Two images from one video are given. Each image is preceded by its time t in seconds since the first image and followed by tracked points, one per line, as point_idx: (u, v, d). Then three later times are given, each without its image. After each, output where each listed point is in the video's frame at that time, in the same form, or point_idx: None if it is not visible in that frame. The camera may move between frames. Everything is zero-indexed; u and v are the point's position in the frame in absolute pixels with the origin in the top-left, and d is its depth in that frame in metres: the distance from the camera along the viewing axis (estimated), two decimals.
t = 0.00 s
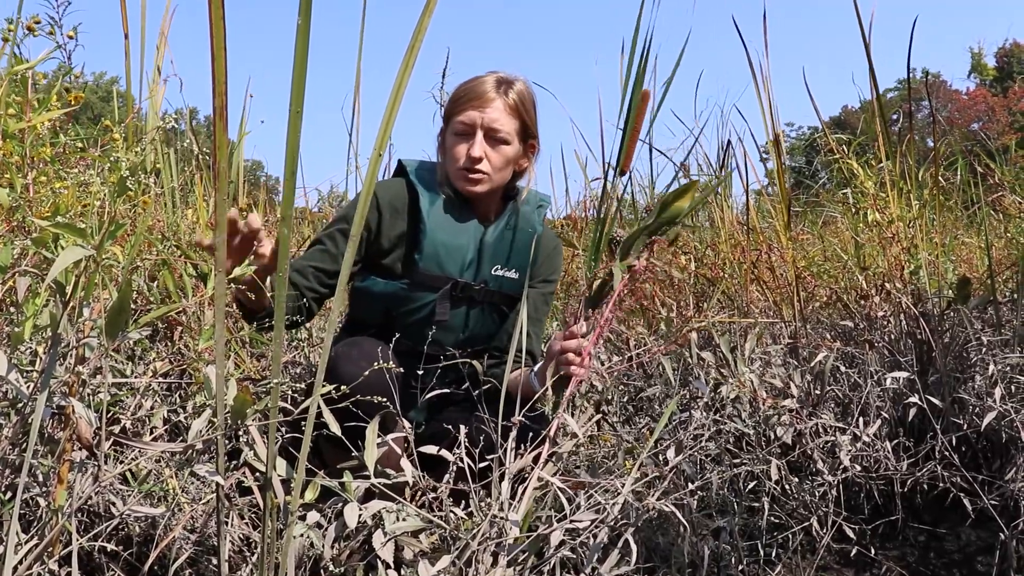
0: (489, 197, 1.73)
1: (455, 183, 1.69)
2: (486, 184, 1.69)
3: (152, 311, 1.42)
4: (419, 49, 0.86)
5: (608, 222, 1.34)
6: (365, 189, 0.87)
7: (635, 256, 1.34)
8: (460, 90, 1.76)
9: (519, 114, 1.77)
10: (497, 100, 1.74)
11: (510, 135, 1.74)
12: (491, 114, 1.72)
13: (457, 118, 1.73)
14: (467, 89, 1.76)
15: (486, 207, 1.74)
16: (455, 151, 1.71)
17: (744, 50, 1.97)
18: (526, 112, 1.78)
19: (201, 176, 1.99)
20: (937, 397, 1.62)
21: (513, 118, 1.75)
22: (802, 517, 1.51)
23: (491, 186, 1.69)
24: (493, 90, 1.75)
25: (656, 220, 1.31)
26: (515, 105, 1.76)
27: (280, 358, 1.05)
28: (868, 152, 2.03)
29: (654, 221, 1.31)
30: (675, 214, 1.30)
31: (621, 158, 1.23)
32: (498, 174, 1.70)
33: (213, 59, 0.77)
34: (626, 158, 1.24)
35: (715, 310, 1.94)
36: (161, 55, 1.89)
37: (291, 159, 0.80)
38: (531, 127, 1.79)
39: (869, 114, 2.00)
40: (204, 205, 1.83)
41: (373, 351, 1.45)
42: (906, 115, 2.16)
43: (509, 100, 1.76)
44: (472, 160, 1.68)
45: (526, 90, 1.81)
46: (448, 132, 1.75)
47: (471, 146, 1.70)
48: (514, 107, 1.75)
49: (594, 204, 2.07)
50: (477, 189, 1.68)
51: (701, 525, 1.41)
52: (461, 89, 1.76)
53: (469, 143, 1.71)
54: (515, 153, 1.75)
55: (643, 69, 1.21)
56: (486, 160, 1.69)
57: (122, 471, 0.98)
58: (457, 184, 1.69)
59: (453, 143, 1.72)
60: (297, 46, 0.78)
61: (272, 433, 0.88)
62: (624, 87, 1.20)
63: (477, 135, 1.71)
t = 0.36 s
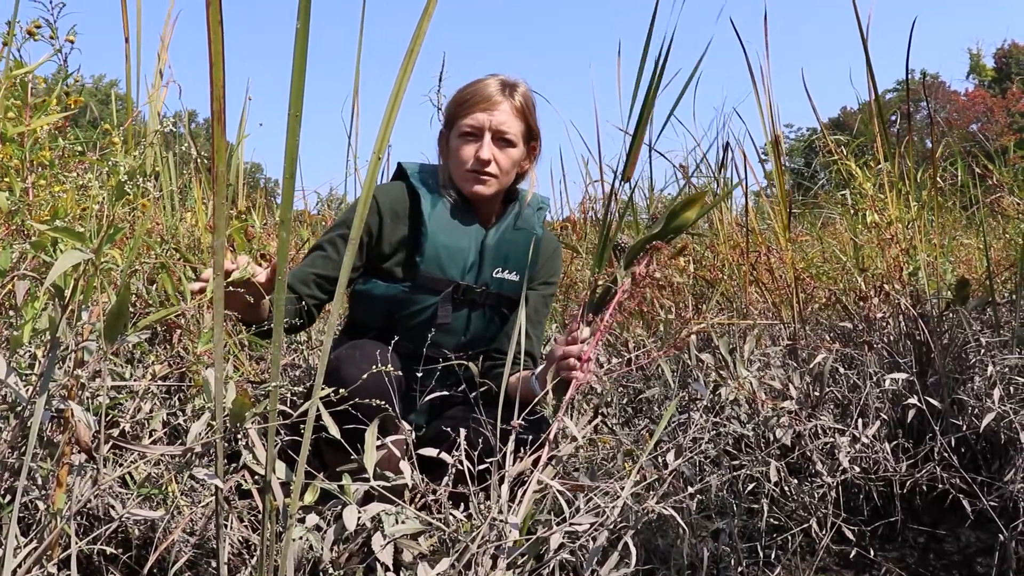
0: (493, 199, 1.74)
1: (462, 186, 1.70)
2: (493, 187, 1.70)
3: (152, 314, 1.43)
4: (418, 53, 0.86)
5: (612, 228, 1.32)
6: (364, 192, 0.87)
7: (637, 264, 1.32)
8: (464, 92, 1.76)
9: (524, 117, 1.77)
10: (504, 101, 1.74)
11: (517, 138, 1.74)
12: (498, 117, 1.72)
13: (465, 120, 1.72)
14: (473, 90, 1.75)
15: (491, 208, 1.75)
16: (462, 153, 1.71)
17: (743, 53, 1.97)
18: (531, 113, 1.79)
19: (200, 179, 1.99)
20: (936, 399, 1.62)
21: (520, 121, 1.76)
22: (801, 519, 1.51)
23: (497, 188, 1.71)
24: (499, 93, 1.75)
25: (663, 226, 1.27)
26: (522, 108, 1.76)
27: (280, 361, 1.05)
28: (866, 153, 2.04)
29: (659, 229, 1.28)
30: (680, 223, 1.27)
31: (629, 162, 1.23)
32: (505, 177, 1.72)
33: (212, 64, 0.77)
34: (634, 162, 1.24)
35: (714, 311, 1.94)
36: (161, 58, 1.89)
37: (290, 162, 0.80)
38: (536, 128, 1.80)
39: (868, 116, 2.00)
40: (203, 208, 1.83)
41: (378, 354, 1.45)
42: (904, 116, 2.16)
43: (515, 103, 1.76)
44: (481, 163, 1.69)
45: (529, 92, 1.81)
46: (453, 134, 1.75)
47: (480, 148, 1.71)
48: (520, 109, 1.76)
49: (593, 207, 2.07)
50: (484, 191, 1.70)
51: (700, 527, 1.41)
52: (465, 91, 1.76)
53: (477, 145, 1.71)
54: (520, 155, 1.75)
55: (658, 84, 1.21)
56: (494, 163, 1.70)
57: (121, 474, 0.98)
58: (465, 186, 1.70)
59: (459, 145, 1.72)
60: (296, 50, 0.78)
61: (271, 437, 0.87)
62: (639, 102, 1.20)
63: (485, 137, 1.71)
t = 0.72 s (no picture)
0: (494, 201, 1.75)
1: (464, 188, 1.71)
2: (495, 190, 1.71)
3: (152, 315, 1.43)
4: (417, 55, 0.86)
5: (608, 229, 1.30)
6: (364, 193, 0.87)
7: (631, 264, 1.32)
8: (467, 94, 1.75)
9: (527, 120, 1.77)
10: (507, 104, 1.74)
11: (520, 141, 1.74)
12: (502, 120, 1.72)
13: (468, 123, 1.72)
14: (476, 92, 1.75)
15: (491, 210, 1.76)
16: (464, 156, 1.72)
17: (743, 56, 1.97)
18: (534, 116, 1.79)
19: (201, 180, 1.99)
20: (936, 402, 1.62)
21: (523, 124, 1.76)
22: (800, 521, 1.51)
23: (499, 191, 1.71)
24: (502, 96, 1.74)
25: (657, 225, 1.28)
26: (525, 111, 1.76)
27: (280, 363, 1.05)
28: (867, 156, 2.03)
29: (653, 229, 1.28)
30: (674, 223, 1.27)
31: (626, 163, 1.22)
32: (507, 180, 1.73)
33: (212, 66, 0.77)
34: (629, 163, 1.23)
35: (714, 314, 1.94)
36: (161, 60, 1.89)
37: (290, 164, 0.81)
38: (537, 131, 1.80)
39: (867, 119, 2.00)
40: (204, 210, 1.84)
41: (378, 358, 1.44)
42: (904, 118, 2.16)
43: (518, 106, 1.76)
44: (483, 166, 1.70)
45: (531, 95, 1.81)
46: (455, 136, 1.74)
47: (483, 151, 1.71)
48: (524, 112, 1.76)
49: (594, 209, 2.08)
50: (486, 194, 1.70)
51: (700, 530, 1.41)
52: (468, 93, 1.75)
53: (479, 148, 1.72)
54: (522, 158, 1.76)
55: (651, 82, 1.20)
56: (496, 166, 1.71)
57: (121, 476, 0.98)
58: (467, 189, 1.70)
59: (462, 148, 1.72)
60: (296, 53, 0.78)
61: (271, 439, 0.87)
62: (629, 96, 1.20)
63: (488, 140, 1.71)
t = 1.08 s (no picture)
0: (484, 196, 1.75)
1: (454, 183, 1.70)
2: (486, 183, 1.70)
3: (152, 317, 1.43)
4: (422, 56, 0.86)
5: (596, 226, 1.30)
6: (368, 192, 0.86)
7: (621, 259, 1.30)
8: (453, 91, 1.75)
9: (514, 115, 1.77)
10: (495, 100, 1.74)
11: (508, 135, 1.74)
12: (491, 114, 1.72)
13: (456, 118, 1.71)
14: (463, 89, 1.75)
15: (481, 205, 1.75)
16: (454, 151, 1.70)
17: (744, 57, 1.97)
18: (520, 113, 1.79)
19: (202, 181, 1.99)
20: (937, 404, 1.62)
21: (511, 118, 1.76)
22: (802, 524, 1.51)
23: (490, 184, 1.71)
24: (489, 91, 1.74)
25: (639, 218, 1.28)
26: (512, 105, 1.76)
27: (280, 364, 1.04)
28: (868, 158, 2.03)
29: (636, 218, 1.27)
30: (657, 209, 1.26)
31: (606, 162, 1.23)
32: (496, 173, 1.72)
33: (215, 68, 0.77)
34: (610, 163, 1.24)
35: (715, 316, 1.94)
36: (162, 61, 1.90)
37: (292, 165, 0.80)
38: (524, 127, 1.81)
39: (868, 121, 2.00)
40: (205, 211, 1.83)
41: (379, 356, 1.45)
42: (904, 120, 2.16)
43: (505, 101, 1.76)
44: (474, 160, 1.69)
45: (516, 90, 1.81)
46: (443, 133, 1.73)
47: (473, 146, 1.70)
48: (511, 107, 1.76)
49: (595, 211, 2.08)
50: (477, 187, 1.70)
51: (701, 532, 1.41)
52: (455, 90, 1.75)
53: (469, 143, 1.71)
54: (511, 152, 1.76)
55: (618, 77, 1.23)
56: (486, 160, 1.70)
57: (122, 478, 0.98)
58: (457, 184, 1.70)
59: (451, 143, 1.71)
60: (299, 54, 0.78)
61: (272, 440, 0.87)
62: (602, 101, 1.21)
63: (477, 135, 1.71)
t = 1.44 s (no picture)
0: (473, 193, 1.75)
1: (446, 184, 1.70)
2: (478, 180, 1.70)
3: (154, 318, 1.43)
4: (423, 57, 0.86)
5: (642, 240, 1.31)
6: (370, 193, 0.86)
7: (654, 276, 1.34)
8: (436, 93, 1.73)
9: (498, 113, 1.77)
10: (481, 99, 1.73)
11: (495, 133, 1.74)
12: (478, 114, 1.71)
13: (445, 119, 1.70)
14: (446, 90, 1.73)
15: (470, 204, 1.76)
16: (444, 152, 1.69)
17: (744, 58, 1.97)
18: (502, 110, 1.79)
19: (202, 183, 1.99)
20: (938, 407, 1.62)
21: (495, 117, 1.75)
22: (803, 526, 1.51)
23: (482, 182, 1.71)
24: (473, 92, 1.73)
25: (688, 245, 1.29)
26: (495, 104, 1.76)
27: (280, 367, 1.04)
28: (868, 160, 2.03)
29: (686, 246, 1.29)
30: (706, 243, 1.27)
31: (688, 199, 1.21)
32: (487, 171, 1.73)
33: (217, 70, 0.77)
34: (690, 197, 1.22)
35: (716, 317, 1.94)
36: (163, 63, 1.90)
37: (294, 166, 0.80)
38: (507, 125, 1.81)
39: (868, 123, 2.00)
40: (205, 213, 1.83)
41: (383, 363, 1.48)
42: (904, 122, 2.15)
43: (488, 99, 1.75)
44: (465, 160, 1.69)
45: (495, 88, 1.81)
46: (430, 135, 1.72)
47: (463, 146, 1.69)
48: (495, 105, 1.75)
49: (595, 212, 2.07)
50: (470, 186, 1.70)
51: (701, 534, 1.41)
52: (437, 92, 1.73)
53: (458, 142, 1.70)
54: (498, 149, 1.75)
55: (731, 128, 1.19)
56: (477, 159, 1.70)
57: (122, 480, 0.98)
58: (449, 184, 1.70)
59: (440, 144, 1.70)
60: (301, 56, 0.78)
61: (273, 442, 0.86)
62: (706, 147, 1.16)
63: (467, 135, 1.70)
